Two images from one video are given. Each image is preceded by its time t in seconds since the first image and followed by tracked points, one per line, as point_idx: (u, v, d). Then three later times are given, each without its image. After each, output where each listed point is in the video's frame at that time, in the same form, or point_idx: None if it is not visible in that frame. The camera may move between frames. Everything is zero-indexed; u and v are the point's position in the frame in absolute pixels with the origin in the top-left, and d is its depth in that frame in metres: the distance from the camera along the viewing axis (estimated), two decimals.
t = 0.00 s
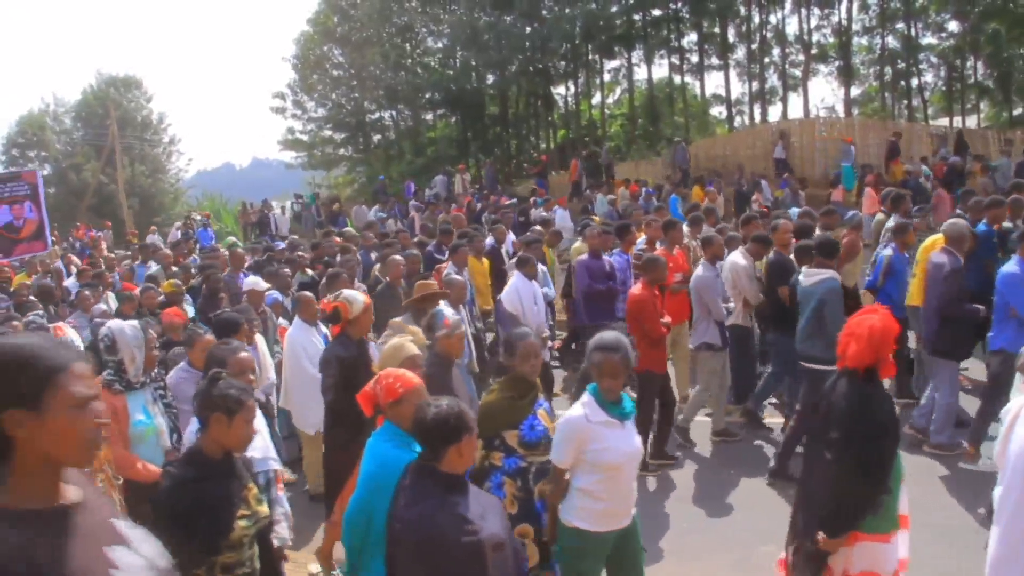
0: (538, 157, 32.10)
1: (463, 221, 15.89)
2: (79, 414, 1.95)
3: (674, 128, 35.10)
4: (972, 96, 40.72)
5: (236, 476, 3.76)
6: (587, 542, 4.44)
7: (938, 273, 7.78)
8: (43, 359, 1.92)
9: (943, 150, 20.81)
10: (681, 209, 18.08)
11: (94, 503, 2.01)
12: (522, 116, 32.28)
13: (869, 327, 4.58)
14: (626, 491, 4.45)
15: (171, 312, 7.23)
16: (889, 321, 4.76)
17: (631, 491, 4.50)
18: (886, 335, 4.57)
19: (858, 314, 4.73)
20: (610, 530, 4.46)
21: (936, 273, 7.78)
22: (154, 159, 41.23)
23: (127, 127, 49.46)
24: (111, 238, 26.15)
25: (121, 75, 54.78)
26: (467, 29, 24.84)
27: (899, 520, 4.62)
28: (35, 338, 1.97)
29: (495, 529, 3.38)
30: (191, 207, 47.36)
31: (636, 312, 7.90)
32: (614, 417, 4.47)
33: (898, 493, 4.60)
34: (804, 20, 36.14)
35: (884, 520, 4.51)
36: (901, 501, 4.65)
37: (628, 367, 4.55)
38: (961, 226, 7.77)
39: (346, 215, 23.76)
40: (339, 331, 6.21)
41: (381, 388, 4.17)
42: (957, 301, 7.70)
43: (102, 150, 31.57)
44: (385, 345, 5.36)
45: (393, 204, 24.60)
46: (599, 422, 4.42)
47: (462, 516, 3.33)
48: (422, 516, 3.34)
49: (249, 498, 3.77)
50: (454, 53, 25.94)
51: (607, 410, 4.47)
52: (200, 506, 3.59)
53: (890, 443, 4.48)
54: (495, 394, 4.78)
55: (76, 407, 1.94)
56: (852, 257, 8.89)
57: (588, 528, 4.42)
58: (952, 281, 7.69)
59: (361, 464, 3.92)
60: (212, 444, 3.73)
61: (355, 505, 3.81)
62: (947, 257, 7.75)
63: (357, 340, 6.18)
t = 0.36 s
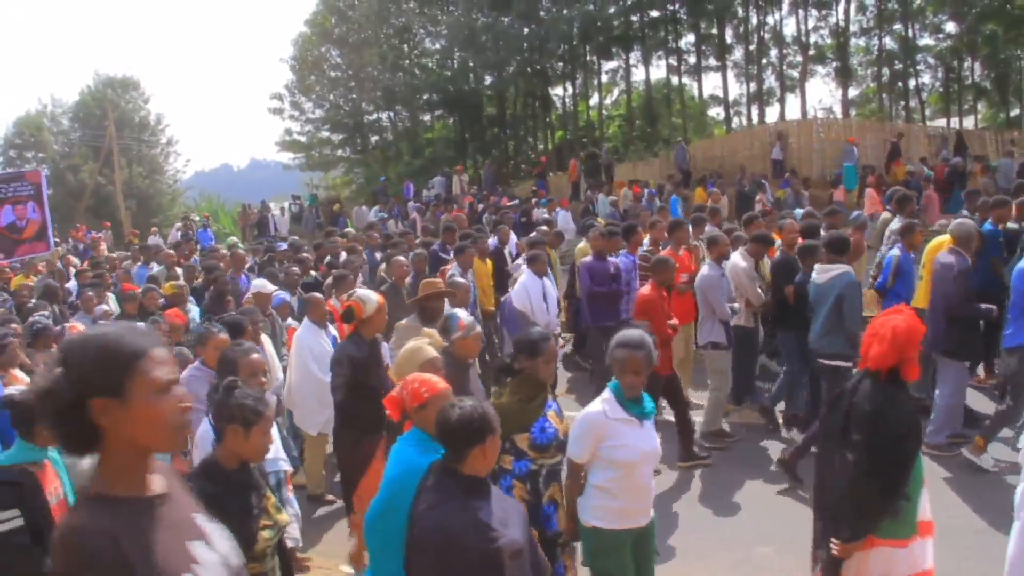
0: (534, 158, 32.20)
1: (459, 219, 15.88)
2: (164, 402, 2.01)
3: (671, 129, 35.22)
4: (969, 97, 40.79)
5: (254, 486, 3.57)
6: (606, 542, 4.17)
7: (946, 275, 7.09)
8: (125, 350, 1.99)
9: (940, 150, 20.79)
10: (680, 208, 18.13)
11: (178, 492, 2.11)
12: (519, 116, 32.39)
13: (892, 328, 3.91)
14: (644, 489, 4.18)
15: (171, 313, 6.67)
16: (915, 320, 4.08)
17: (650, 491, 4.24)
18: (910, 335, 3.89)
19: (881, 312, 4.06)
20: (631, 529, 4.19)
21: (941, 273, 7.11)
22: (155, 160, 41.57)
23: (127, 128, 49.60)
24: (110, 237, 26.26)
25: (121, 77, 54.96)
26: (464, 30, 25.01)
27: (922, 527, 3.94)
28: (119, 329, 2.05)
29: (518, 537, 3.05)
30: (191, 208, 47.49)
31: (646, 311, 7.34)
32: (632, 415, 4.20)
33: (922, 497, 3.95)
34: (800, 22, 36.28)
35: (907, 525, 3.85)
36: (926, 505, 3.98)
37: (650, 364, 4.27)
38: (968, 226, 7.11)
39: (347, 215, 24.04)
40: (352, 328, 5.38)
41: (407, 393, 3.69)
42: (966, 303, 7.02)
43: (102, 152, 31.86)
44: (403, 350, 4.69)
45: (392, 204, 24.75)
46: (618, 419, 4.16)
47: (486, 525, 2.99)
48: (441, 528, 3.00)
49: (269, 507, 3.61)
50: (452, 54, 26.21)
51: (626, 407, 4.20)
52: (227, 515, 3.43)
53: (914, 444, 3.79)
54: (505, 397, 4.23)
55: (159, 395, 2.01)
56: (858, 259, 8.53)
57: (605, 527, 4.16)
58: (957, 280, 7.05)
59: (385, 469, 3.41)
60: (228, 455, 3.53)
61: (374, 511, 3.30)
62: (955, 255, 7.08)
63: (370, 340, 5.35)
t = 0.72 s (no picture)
0: (534, 158, 32.11)
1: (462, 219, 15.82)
2: (264, 411, 2.01)
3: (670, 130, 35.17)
4: (968, 98, 40.71)
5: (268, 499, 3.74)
6: (625, 542, 4.08)
7: (957, 275, 7.09)
8: (236, 355, 2.01)
9: (942, 151, 20.72)
10: (683, 208, 18.08)
11: (262, 499, 2.09)
12: (518, 117, 32.32)
13: (922, 332, 3.88)
14: (664, 491, 4.09)
15: (178, 312, 6.59)
16: (946, 327, 4.03)
17: (670, 492, 4.15)
18: (940, 341, 3.85)
19: (911, 317, 4.02)
20: (652, 528, 4.10)
21: (952, 274, 7.11)
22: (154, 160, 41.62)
23: (125, 129, 49.42)
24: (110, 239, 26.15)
25: (119, 77, 54.80)
26: (464, 31, 24.94)
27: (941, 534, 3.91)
28: (229, 330, 2.07)
29: (547, 540, 2.99)
30: (189, 209, 47.39)
31: (656, 311, 7.29)
32: (654, 416, 4.11)
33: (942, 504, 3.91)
34: (800, 23, 36.22)
35: (923, 529, 3.83)
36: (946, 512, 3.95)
37: (674, 366, 4.20)
38: (982, 227, 7.08)
39: (349, 216, 24.10)
40: (364, 328, 5.32)
41: (454, 388, 3.77)
42: (977, 302, 7.02)
43: (101, 153, 31.88)
44: (420, 350, 4.67)
45: (393, 205, 24.78)
46: (638, 418, 4.08)
47: (515, 527, 2.96)
48: (468, 520, 3.00)
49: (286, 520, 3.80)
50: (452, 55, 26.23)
51: (648, 408, 4.12)
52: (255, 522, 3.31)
53: (938, 450, 3.77)
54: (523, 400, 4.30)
55: (262, 403, 2.02)
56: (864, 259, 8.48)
57: (625, 528, 4.07)
58: (966, 281, 7.02)
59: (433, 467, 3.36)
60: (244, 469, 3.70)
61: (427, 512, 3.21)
62: (966, 257, 7.05)
63: (383, 343, 5.30)
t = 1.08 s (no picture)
0: (534, 159, 32.06)
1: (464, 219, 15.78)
2: (361, 437, 1.88)
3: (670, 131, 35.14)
4: (968, 99, 40.67)
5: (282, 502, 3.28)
6: (647, 547, 4.03)
7: (965, 275, 7.03)
8: (337, 377, 1.86)
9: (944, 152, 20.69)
10: (687, 209, 18.03)
11: (345, 521, 1.98)
12: (518, 117, 32.28)
13: (946, 335, 3.84)
14: (686, 496, 4.07)
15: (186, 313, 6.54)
16: (972, 331, 3.99)
17: (689, 497, 4.13)
18: (964, 345, 3.82)
19: (936, 320, 3.98)
20: (674, 532, 4.08)
21: (963, 274, 7.03)
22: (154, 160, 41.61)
23: (125, 130, 49.37)
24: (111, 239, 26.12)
25: (118, 78, 54.81)
26: (463, 32, 24.92)
27: (968, 542, 3.88)
28: (327, 347, 1.92)
29: (574, 530, 3.04)
30: (189, 210, 47.35)
31: (667, 307, 7.30)
32: (677, 419, 4.09)
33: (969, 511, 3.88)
34: (799, 24, 36.20)
35: (948, 535, 3.80)
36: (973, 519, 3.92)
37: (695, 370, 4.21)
38: (992, 227, 7.01)
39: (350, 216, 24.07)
40: (371, 333, 5.29)
41: (490, 382, 3.74)
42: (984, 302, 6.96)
43: (100, 153, 31.83)
44: (437, 353, 4.65)
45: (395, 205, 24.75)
46: (663, 421, 4.04)
47: (544, 514, 2.99)
48: (496, 505, 3.00)
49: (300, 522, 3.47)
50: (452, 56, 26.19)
51: (671, 411, 4.09)
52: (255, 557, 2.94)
53: (959, 454, 3.73)
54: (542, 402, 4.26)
55: (359, 430, 1.88)
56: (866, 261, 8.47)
57: (649, 533, 4.01)
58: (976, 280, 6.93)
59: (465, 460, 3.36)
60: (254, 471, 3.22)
61: (456, 505, 3.29)
62: (978, 256, 6.98)
63: (390, 346, 5.26)
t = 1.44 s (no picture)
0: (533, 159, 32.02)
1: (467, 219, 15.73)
2: (470, 432, 1.77)
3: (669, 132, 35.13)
4: (966, 100, 40.64)
5: (305, 505, 3.22)
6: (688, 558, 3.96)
7: (978, 272, 6.97)
8: (447, 365, 1.76)
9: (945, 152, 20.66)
10: (691, 209, 18.00)
11: (442, 518, 1.86)
12: (516, 119, 32.23)
13: (982, 332, 3.80)
14: (726, 504, 4.03)
15: (196, 313, 6.50)
16: (1007, 329, 3.94)
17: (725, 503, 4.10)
18: (1000, 343, 3.77)
19: (970, 317, 3.93)
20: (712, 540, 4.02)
21: (975, 270, 6.98)
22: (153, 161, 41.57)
23: (123, 130, 49.28)
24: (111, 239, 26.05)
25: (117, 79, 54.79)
26: (461, 32, 24.84)
27: (1014, 543, 3.81)
28: (436, 336, 1.81)
29: (604, 527, 3.03)
30: (188, 211, 47.30)
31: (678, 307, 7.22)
32: (717, 425, 4.05)
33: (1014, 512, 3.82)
34: (797, 26, 36.13)
35: (993, 536, 3.74)
36: (1019, 521, 3.85)
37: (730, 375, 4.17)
38: (1002, 223, 6.96)
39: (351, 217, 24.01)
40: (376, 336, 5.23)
41: (524, 383, 3.68)
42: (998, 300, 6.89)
43: (99, 154, 31.79)
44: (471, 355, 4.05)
45: (395, 206, 24.71)
46: (706, 431, 3.99)
47: (571, 507, 2.96)
48: (523, 493, 2.96)
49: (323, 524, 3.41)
50: (450, 56, 26.12)
51: (711, 418, 4.05)
52: (264, 570, 2.93)
53: (1000, 455, 3.70)
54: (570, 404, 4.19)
55: (467, 423, 1.77)
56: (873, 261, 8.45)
57: (691, 541, 3.94)
58: (992, 277, 6.82)
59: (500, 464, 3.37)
60: (274, 476, 3.20)
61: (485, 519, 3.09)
62: (989, 253, 6.92)
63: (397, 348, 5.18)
